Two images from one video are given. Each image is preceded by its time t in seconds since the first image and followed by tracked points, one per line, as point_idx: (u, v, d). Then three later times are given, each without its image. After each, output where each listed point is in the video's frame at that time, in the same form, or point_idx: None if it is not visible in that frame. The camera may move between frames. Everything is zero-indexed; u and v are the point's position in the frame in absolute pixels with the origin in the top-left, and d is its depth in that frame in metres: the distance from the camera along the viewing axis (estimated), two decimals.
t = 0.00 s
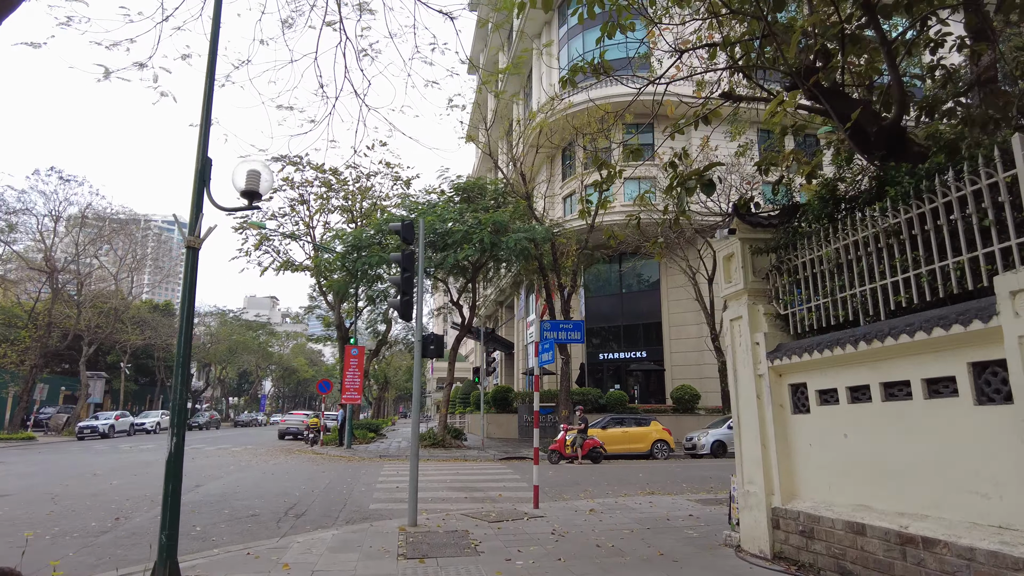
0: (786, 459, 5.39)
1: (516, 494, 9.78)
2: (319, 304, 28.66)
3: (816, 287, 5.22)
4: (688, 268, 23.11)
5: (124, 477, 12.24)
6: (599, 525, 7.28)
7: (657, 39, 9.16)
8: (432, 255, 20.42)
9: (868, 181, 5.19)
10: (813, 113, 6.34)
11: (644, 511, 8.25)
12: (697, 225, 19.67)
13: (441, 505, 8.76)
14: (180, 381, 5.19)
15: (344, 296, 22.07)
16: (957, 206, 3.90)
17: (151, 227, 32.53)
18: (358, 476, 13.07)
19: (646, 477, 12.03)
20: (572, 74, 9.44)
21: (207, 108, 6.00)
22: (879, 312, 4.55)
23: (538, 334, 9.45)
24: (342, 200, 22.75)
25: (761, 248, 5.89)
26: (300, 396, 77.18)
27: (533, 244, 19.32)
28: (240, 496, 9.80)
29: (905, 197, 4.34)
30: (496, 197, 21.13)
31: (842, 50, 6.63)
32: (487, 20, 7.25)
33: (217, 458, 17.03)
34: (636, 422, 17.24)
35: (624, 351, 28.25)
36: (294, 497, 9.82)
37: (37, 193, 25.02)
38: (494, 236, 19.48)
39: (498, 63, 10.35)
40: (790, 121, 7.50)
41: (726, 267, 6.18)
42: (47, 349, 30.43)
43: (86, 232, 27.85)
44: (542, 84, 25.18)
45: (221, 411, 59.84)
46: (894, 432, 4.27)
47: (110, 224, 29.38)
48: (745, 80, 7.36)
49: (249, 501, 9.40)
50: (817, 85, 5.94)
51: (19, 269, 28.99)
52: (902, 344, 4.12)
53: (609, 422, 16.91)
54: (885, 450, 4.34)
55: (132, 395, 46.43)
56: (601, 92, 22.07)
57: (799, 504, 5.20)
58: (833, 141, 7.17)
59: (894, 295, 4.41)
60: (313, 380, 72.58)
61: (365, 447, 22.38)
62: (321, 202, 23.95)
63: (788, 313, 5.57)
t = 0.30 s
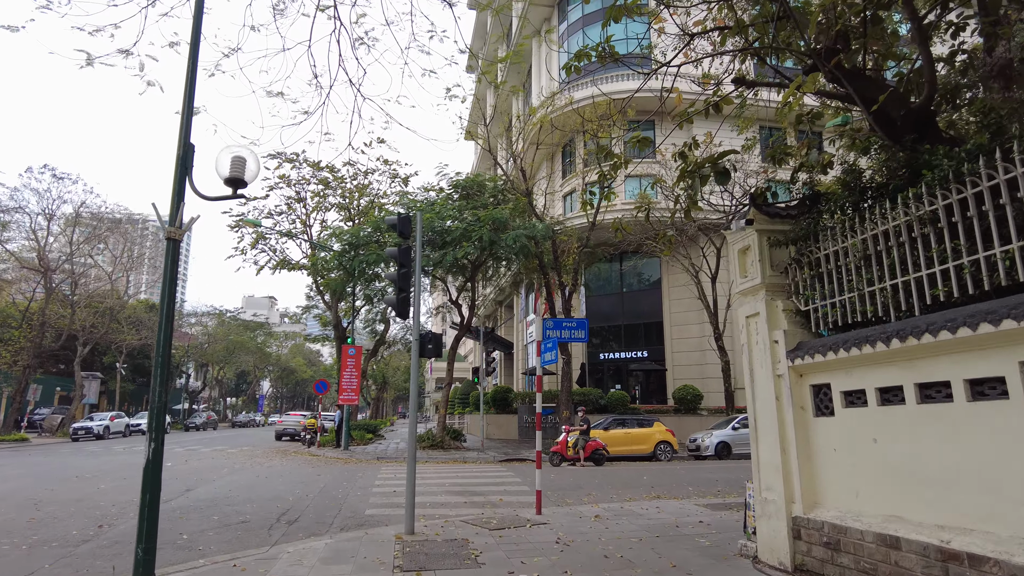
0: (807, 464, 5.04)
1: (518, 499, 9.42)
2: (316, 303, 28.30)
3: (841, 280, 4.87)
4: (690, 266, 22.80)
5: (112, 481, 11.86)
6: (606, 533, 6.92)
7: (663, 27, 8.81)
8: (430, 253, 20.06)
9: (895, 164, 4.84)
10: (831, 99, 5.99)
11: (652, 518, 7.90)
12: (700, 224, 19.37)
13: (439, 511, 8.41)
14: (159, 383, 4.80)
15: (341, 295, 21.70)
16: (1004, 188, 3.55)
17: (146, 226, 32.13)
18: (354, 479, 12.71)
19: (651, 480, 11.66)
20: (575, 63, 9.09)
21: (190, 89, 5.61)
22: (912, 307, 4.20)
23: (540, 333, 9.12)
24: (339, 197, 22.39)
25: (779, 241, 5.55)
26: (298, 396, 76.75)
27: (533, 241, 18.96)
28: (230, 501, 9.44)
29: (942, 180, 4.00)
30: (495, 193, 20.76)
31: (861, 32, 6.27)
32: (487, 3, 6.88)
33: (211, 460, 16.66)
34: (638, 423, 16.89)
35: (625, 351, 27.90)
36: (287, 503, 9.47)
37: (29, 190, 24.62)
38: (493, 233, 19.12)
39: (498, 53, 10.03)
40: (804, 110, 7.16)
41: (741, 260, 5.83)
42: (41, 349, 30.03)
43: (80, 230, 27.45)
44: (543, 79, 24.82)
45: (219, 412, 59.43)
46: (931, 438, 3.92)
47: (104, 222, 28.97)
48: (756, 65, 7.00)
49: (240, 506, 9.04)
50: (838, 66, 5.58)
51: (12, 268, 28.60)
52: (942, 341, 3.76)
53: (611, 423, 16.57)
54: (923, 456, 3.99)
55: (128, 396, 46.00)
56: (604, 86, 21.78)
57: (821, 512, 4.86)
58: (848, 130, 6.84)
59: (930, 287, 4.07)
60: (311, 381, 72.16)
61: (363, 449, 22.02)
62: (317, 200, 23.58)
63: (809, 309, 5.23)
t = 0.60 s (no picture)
0: (836, 462, 4.71)
1: (521, 499, 9.08)
2: (314, 300, 27.97)
3: (874, 264, 4.54)
4: (694, 263, 22.47)
5: (103, 480, 11.52)
6: (617, 535, 6.58)
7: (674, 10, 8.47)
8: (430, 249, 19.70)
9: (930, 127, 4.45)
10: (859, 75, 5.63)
11: (663, 519, 7.55)
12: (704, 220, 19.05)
13: (440, 512, 8.09)
14: (140, 374, 4.41)
15: (339, 291, 21.35)
16: None
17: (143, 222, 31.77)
18: (352, 478, 12.36)
19: (657, 481, 11.35)
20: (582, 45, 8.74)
21: (175, 62, 5.26)
22: (957, 292, 3.87)
23: (545, 327, 8.77)
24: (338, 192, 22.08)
25: (803, 225, 5.23)
26: (296, 394, 76.47)
27: (535, 236, 18.62)
28: (223, 501, 9.09)
29: (990, 152, 3.66)
30: (496, 188, 20.41)
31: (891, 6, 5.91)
32: None
33: (206, 459, 16.33)
34: (642, 422, 16.57)
35: (627, 349, 27.56)
36: (282, 503, 9.12)
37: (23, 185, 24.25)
38: (494, 228, 18.75)
39: (501, 38, 9.69)
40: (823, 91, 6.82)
41: (763, 246, 5.52)
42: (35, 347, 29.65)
43: (74, 226, 27.10)
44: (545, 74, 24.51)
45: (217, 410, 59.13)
46: (980, 433, 3.59)
47: (100, 218, 28.62)
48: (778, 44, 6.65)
49: (233, 507, 8.69)
50: (868, 38, 5.23)
51: (7, 265, 28.26)
52: (993, 328, 3.43)
53: (615, 422, 16.25)
54: (971, 453, 3.65)
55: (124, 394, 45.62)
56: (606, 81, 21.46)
57: (852, 514, 4.53)
58: (870, 113, 6.50)
59: (977, 270, 3.72)
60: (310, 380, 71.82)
61: (361, 448, 21.68)
62: (315, 195, 23.25)
63: (837, 297, 4.89)
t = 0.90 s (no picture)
0: (865, 468, 4.38)
1: (522, 503, 8.75)
2: (311, 298, 27.64)
3: (906, 254, 4.21)
4: (697, 261, 22.13)
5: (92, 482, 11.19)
6: (624, 542, 6.25)
7: None
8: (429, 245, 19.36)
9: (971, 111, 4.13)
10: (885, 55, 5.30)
11: (671, 524, 7.22)
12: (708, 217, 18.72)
13: (437, 516, 7.76)
14: (115, 372, 4.06)
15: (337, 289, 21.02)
16: None
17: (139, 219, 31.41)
18: (349, 480, 12.04)
19: (662, 483, 11.03)
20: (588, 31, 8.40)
21: (155, 37, 4.92)
22: (1003, 284, 3.54)
23: (549, 324, 8.45)
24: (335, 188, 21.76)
25: (827, 214, 4.90)
26: (295, 393, 76.17)
27: (536, 233, 18.29)
28: (213, 504, 8.77)
29: None
30: (496, 184, 20.07)
31: None
32: None
33: (200, 460, 15.99)
34: (645, 421, 16.23)
35: (628, 348, 27.22)
36: (274, 507, 8.78)
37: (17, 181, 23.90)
38: (494, 224, 18.41)
39: (504, 26, 9.36)
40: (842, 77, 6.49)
41: (783, 238, 5.20)
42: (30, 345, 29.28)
43: (69, 223, 26.75)
44: (546, 70, 24.19)
45: (215, 409, 58.79)
46: None
47: (96, 214, 28.28)
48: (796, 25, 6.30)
49: (223, 510, 8.36)
50: (896, 14, 4.90)
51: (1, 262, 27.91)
52: None
53: (617, 422, 15.92)
54: (1020, 459, 3.32)
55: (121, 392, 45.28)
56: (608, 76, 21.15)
57: (881, 523, 4.21)
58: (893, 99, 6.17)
59: None
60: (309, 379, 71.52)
61: (359, 447, 21.34)
62: (313, 192, 22.92)
63: (865, 290, 4.55)
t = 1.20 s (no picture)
0: (897, 468, 4.04)
1: (522, 504, 8.40)
2: (308, 296, 27.27)
3: (944, 236, 3.87)
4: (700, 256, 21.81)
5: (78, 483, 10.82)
6: (633, 547, 5.90)
7: None
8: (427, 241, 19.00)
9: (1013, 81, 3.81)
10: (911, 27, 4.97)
11: (680, 527, 6.87)
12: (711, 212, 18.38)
13: (434, 518, 7.41)
14: (81, 366, 3.70)
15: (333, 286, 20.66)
16: None
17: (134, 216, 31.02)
18: (344, 481, 11.69)
19: (667, 483, 10.69)
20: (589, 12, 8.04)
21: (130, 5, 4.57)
22: None
23: (551, 317, 8.10)
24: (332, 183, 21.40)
25: (853, 196, 4.56)
26: (293, 392, 75.80)
27: (536, 228, 17.94)
28: (201, 506, 8.41)
29: None
30: (496, 178, 19.71)
31: None
32: None
33: (193, 460, 15.63)
34: (648, 420, 15.81)
35: (629, 346, 26.88)
36: (265, 508, 8.43)
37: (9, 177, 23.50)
38: (493, 219, 18.06)
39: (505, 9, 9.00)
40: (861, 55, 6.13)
41: (804, 222, 4.86)
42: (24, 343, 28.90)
43: (63, 219, 26.38)
44: (546, 64, 23.83)
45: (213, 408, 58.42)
46: None
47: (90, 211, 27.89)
48: None
49: (211, 512, 8.01)
50: None
51: None
52: None
53: (620, 420, 15.54)
54: None
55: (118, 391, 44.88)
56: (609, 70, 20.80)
57: (917, 528, 3.87)
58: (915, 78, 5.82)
59: None
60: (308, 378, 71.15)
61: (356, 446, 21.00)
62: (310, 187, 22.55)
63: (894, 276, 4.21)
